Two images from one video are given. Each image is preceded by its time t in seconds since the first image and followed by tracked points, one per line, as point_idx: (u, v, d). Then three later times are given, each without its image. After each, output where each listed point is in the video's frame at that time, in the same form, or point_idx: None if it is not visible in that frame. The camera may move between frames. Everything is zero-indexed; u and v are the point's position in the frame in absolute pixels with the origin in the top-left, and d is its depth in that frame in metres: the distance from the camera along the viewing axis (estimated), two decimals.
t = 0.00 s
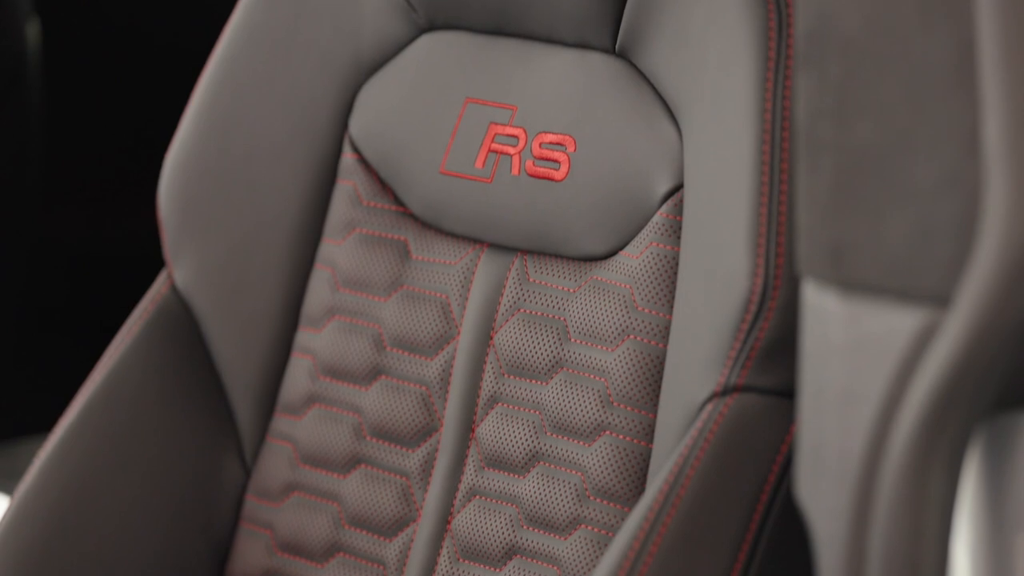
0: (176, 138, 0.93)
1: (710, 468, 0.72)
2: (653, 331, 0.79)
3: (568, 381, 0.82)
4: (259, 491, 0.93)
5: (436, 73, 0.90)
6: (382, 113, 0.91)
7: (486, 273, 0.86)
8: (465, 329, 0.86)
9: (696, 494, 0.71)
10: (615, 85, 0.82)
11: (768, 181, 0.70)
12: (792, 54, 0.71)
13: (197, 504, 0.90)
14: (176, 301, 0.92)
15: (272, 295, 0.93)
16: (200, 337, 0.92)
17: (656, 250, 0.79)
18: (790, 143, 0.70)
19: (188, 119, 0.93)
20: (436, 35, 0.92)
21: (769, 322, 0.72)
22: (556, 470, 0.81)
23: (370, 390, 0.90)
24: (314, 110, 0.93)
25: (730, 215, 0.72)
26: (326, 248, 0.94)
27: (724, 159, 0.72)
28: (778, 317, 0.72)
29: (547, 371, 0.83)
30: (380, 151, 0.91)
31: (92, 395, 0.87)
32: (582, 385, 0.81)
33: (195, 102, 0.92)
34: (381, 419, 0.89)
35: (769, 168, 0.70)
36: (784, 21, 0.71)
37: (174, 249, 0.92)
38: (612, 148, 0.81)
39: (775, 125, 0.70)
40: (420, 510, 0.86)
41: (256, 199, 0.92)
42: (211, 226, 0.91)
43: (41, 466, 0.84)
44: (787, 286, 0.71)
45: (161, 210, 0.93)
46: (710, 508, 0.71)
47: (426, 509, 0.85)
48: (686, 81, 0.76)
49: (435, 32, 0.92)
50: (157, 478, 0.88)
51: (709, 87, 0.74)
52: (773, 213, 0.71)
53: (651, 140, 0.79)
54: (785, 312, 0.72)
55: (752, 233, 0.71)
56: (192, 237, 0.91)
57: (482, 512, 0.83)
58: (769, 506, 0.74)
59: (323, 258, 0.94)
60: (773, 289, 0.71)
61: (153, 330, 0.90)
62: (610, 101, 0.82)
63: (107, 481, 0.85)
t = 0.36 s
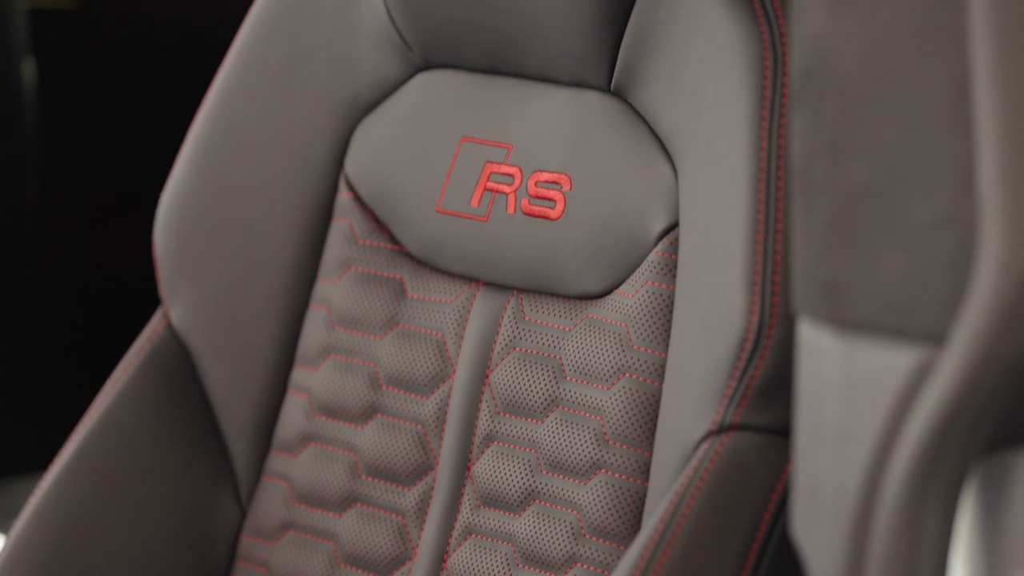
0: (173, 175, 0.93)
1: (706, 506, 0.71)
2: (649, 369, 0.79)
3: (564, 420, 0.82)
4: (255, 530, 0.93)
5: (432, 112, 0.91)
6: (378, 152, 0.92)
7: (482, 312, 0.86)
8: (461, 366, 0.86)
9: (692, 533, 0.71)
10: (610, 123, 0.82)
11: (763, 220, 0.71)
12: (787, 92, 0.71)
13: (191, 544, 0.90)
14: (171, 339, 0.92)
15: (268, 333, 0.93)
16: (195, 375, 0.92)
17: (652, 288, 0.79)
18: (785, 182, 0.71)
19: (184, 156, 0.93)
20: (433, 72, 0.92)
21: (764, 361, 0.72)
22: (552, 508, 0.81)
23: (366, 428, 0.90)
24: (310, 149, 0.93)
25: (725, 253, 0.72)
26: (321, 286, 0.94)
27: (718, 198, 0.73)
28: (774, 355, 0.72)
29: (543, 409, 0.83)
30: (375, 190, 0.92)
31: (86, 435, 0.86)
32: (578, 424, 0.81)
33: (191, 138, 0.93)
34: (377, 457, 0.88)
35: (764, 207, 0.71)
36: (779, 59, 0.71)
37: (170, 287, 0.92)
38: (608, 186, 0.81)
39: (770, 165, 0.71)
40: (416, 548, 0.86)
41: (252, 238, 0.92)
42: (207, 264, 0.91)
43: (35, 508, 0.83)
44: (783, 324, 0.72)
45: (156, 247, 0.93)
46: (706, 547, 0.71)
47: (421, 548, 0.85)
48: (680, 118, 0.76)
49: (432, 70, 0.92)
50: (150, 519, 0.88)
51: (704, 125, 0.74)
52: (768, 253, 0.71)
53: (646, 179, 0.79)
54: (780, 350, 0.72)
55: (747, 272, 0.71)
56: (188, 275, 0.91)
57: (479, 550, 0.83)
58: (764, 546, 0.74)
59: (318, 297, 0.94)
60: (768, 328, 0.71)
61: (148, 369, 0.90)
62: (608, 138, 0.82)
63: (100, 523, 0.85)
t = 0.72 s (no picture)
0: (171, 212, 0.93)
1: (704, 546, 0.71)
2: (645, 409, 0.79)
3: (560, 459, 0.82)
4: (253, 570, 0.93)
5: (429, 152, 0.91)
6: (375, 191, 0.93)
7: (478, 351, 0.87)
8: (458, 406, 0.86)
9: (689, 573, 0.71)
10: (605, 162, 0.83)
11: (761, 258, 0.71)
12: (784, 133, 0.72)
13: None
14: (168, 379, 0.91)
15: (265, 372, 0.93)
16: (193, 414, 0.92)
17: (648, 327, 0.79)
18: (782, 222, 0.71)
19: (182, 193, 0.93)
20: (430, 112, 0.93)
21: (761, 401, 0.72)
22: (549, 548, 0.81)
23: (362, 467, 0.90)
24: (307, 188, 0.94)
25: (723, 292, 0.73)
26: (319, 325, 0.95)
27: (715, 236, 0.73)
28: (771, 395, 0.72)
29: (539, 449, 0.83)
30: (372, 229, 0.92)
31: (83, 477, 0.86)
32: (575, 463, 0.81)
33: (189, 175, 0.93)
34: (374, 497, 0.89)
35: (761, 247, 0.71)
36: (776, 98, 0.72)
37: (167, 325, 0.91)
38: (603, 225, 0.82)
39: (767, 205, 0.71)
40: None
41: (249, 276, 0.93)
42: (205, 303, 0.91)
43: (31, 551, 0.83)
44: (780, 363, 0.72)
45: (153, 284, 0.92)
46: None
47: None
48: (677, 157, 0.77)
49: (429, 109, 0.93)
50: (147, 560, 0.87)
51: (700, 165, 0.75)
52: (765, 291, 0.71)
53: (642, 219, 0.80)
54: (778, 390, 0.72)
55: (744, 310, 0.71)
56: (185, 313, 0.91)
57: None
58: None
59: (316, 336, 0.95)
60: (765, 367, 0.72)
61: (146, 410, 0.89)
62: (603, 179, 0.82)
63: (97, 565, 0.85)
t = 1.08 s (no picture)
0: (169, 248, 0.94)
1: None
2: (644, 446, 0.79)
3: (559, 497, 0.82)
4: None
5: (428, 189, 0.92)
6: (373, 229, 0.93)
7: (477, 388, 0.87)
8: (457, 443, 0.87)
9: None
10: (605, 200, 0.83)
11: (759, 295, 0.72)
12: (782, 171, 0.72)
13: None
14: (166, 417, 0.92)
15: (264, 409, 0.94)
16: (191, 451, 0.93)
17: (647, 364, 0.80)
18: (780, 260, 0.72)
19: (184, 226, 0.94)
20: (429, 149, 0.93)
21: (759, 439, 0.72)
22: None
23: (361, 504, 0.91)
24: (308, 225, 0.95)
25: (722, 329, 0.73)
26: (319, 363, 0.95)
27: (714, 274, 0.74)
28: (769, 433, 0.72)
29: (538, 486, 0.83)
30: (371, 266, 0.93)
31: (81, 515, 0.86)
32: (574, 500, 0.81)
33: (190, 210, 0.94)
34: (373, 534, 0.89)
35: (761, 284, 0.72)
36: (774, 136, 0.72)
37: (166, 364, 0.92)
38: (602, 262, 0.82)
39: (766, 242, 0.72)
40: None
41: (248, 314, 0.93)
42: (204, 341, 0.92)
43: None
44: (779, 400, 0.72)
45: (151, 321, 0.93)
46: None
47: None
48: (677, 195, 0.77)
49: (428, 147, 0.94)
50: None
51: (699, 202, 0.75)
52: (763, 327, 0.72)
53: (641, 256, 0.80)
54: (776, 428, 0.72)
55: (742, 347, 0.72)
56: (184, 352, 0.92)
57: None
58: None
59: (315, 373, 0.95)
60: (764, 403, 0.72)
61: (145, 448, 0.90)
62: (602, 217, 0.83)
63: None
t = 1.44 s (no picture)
0: (168, 281, 0.95)
1: None
2: (643, 481, 0.79)
3: (558, 531, 0.82)
4: None
5: (428, 223, 0.92)
6: (371, 263, 0.94)
7: (475, 424, 0.87)
8: (456, 477, 0.87)
9: None
10: (605, 235, 0.84)
11: (758, 329, 0.72)
12: (781, 205, 0.73)
13: None
14: (166, 451, 0.94)
15: (264, 443, 0.94)
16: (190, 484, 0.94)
17: (645, 399, 0.80)
18: (779, 295, 0.72)
19: (184, 257, 0.95)
20: (428, 183, 0.94)
21: (757, 474, 0.72)
22: None
23: (361, 538, 0.91)
24: (308, 258, 0.95)
25: (721, 363, 0.74)
26: (317, 398, 0.96)
27: (713, 307, 0.74)
28: (768, 467, 0.72)
29: (536, 520, 0.83)
30: (371, 301, 0.93)
31: (84, 544, 0.88)
32: (572, 534, 0.82)
33: (190, 243, 0.95)
34: (371, 569, 0.90)
35: (759, 318, 0.72)
36: (773, 171, 0.73)
37: (165, 397, 0.94)
38: (602, 296, 0.82)
39: (764, 276, 0.72)
40: None
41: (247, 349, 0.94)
42: (201, 373, 0.94)
43: None
44: (778, 435, 0.73)
45: (151, 353, 0.95)
46: None
47: None
48: (676, 230, 0.78)
49: (426, 180, 0.94)
50: None
51: (699, 235, 0.76)
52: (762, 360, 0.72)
53: (642, 292, 0.81)
54: (774, 462, 0.73)
55: (741, 381, 0.72)
56: (183, 385, 0.93)
57: None
58: None
59: (313, 408, 0.96)
60: (763, 437, 0.72)
61: (144, 481, 0.91)
62: (600, 252, 0.83)
63: None
